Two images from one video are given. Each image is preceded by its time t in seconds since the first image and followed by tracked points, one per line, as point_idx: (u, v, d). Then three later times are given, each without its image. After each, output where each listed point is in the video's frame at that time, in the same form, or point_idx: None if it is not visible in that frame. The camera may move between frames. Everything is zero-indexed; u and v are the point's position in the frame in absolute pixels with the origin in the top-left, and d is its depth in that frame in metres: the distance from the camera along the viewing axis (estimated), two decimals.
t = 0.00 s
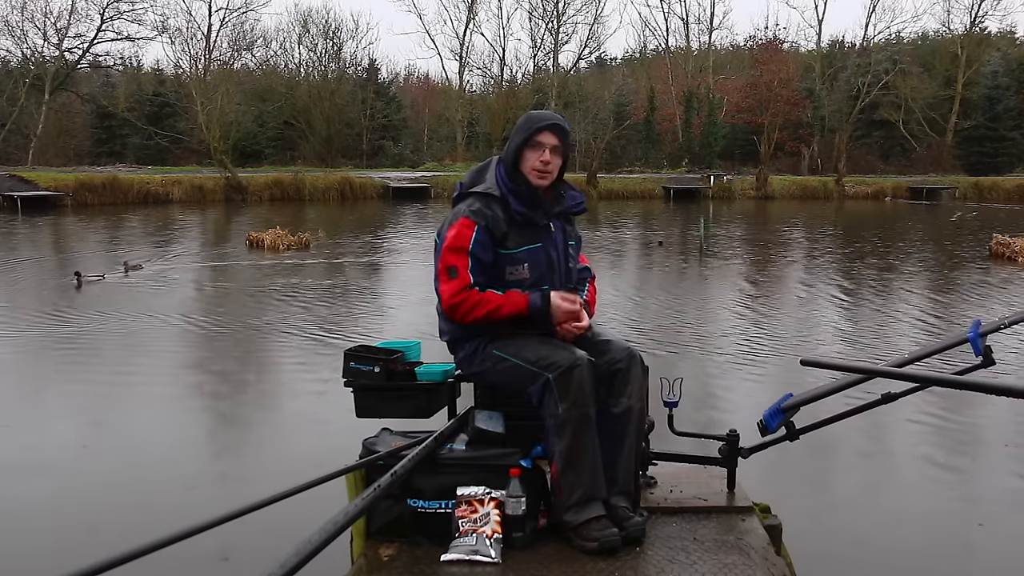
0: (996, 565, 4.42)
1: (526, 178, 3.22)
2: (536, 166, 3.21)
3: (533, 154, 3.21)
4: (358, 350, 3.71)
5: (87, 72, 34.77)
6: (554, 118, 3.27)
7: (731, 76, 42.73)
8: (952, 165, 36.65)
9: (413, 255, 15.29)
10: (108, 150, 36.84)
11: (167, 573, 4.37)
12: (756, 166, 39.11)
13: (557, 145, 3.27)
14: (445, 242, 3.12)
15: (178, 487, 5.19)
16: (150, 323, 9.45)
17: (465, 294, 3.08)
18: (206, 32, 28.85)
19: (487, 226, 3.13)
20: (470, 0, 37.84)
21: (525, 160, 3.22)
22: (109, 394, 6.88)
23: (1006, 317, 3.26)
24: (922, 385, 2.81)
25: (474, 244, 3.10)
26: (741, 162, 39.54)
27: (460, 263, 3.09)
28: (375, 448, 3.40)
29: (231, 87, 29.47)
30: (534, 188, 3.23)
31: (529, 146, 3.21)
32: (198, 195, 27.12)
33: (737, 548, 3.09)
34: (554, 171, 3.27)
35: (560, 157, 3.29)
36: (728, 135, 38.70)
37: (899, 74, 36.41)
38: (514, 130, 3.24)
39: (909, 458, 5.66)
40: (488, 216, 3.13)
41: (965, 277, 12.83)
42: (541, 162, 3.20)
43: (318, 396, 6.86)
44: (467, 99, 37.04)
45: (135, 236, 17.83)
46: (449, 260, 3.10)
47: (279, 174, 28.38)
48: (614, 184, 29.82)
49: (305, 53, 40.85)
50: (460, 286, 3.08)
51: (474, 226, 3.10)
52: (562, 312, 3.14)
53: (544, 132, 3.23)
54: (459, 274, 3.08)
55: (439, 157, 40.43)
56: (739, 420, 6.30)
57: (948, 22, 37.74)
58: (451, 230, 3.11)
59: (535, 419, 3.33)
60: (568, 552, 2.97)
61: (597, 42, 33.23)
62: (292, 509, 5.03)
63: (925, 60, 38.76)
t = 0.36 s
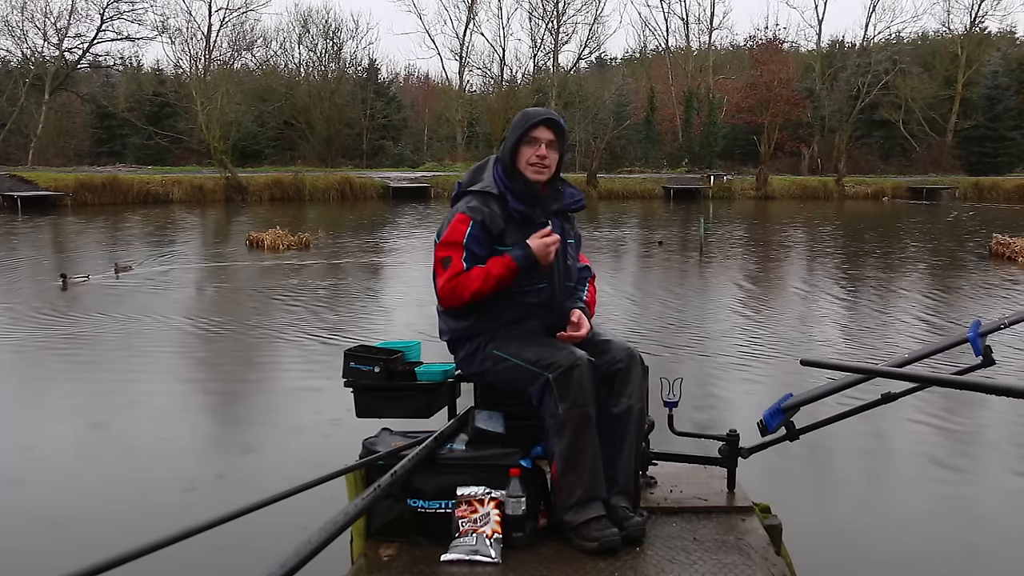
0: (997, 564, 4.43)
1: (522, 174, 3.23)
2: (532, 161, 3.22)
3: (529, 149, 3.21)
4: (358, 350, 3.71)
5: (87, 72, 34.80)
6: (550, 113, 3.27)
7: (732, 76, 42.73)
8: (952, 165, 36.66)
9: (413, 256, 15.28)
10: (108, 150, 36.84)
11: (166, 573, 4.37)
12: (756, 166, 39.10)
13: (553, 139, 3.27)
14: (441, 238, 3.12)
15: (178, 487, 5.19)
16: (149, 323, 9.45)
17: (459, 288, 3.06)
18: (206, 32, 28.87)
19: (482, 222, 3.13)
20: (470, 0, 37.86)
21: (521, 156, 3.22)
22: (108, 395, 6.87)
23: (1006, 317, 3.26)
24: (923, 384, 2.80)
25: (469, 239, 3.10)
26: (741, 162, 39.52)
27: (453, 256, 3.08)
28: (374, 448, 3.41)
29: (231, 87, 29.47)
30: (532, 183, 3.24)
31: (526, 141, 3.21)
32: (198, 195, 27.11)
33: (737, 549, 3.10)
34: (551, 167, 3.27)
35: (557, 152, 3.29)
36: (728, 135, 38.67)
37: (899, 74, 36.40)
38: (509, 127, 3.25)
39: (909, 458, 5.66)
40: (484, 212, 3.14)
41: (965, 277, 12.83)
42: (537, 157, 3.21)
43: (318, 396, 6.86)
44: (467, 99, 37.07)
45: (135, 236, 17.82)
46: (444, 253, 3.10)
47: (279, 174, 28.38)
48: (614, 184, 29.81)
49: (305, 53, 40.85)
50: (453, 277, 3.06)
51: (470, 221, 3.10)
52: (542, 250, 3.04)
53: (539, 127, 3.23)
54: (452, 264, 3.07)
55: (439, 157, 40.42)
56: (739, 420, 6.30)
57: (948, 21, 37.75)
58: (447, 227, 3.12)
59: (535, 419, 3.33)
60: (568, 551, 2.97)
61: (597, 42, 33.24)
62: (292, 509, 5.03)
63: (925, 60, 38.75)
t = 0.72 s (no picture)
0: (998, 564, 4.43)
1: (520, 172, 3.23)
2: (531, 158, 3.20)
3: (527, 147, 3.19)
4: (358, 350, 3.71)
5: (87, 72, 34.82)
6: (548, 111, 3.26)
7: (732, 76, 42.74)
8: (952, 165, 36.66)
9: (413, 256, 15.28)
10: (108, 150, 36.84)
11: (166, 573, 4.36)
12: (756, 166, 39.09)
13: (553, 137, 3.25)
14: (441, 238, 3.15)
15: (178, 487, 5.19)
16: (148, 324, 9.45)
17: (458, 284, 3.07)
18: (206, 32, 28.89)
19: (482, 219, 3.14)
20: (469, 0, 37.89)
21: (519, 154, 3.21)
22: (108, 394, 6.87)
23: (1006, 317, 3.26)
24: (923, 385, 2.80)
25: (469, 237, 3.10)
26: (741, 162, 39.46)
27: (452, 253, 3.09)
28: (375, 448, 3.40)
29: (231, 87, 29.47)
30: (531, 181, 3.24)
31: (526, 139, 3.20)
32: (198, 195, 27.10)
33: (737, 548, 3.10)
34: (550, 164, 3.26)
35: (556, 149, 3.26)
36: (728, 135, 38.65)
37: (899, 74, 36.40)
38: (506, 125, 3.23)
39: (910, 457, 5.66)
40: (483, 210, 3.15)
41: (965, 277, 12.83)
42: (536, 154, 3.20)
43: (318, 396, 6.86)
44: (467, 99, 37.09)
45: (135, 236, 17.82)
46: (443, 252, 3.12)
47: (279, 174, 28.38)
48: (614, 184, 29.81)
49: (305, 53, 40.85)
50: (452, 273, 3.07)
51: (468, 219, 3.12)
52: (536, 238, 3.00)
53: (538, 124, 3.21)
54: (450, 261, 3.08)
55: (439, 157, 40.42)
56: (739, 420, 6.30)
57: (948, 21, 37.76)
58: (447, 226, 3.15)
59: (535, 419, 3.33)
60: (568, 552, 2.97)
61: (597, 42, 33.25)
62: (292, 509, 5.03)
63: (925, 60, 38.75)
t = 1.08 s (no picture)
0: (998, 564, 4.44)
1: (525, 178, 3.23)
2: (539, 164, 3.20)
3: (535, 154, 3.19)
4: (358, 350, 3.71)
5: (87, 73, 34.85)
6: (550, 113, 3.23)
7: (732, 76, 42.74)
8: (951, 165, 36.67)
9: (413, 256, 15.28)
10: (108, 150, 36.85)
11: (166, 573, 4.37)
12: (756, 166, 39.10)
13: (556, 139, 3.23)
14: (445, 245, 3.14)
15: (179, 487, 5.19)
16: (148, 324, 9.44)
17: (462, 292, 3.08)
18: (206, 32, 28.90)
19: (484, 226, 3.13)
20: (469, 1, 37.98)
21: (522, 158, 3.21)
22: (110, 395, 6.88)
23: (1006, 317, 3.26)
24: (923, 384, 2.80)
25: (473, 245, 3.11)
26: (741, 162, 39.44)
27: (458, 264, 3.10)
28: (375, 448, 3.40)
29: (231, 87, 29.47)
30: (534, 186, 3.24)
31: (530, 145, 3.18)
32: (198, 195, 27.10)
33: (737, 549, 3.09)
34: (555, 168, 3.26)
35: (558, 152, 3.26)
36: (728, 135, 38.63)
37: (899, 74, 36.41)
38: (508, 130, 3.21)
39: (910, 457, 5.66)
40: (486, 217, 3.13)
41: (964, 277, 12.83)
42: (544, 161, 3.20)
43: (318, 396, 6.85)
44: (467, 99, 37.10)
45: (135, 236, 17.82)
46: (448, 262, 3.12)
47: (280, 174, 28.39)
48: (614, 184, 29.82)
49: (305, 53, 40.85)
50: (459, 285, 3.08)
51: (472, 227, 3.12)
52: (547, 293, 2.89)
53: (543, 129, 3.20)
54: (457, 274, 3.09)
55: (439, 157, 40.45)
56: (739, 420, 6.31)
57: (948, 21, 37.77)
58: (450, 233, 3.14)
59: (535, 419, 3.33)
60: (568, 551, 2.97)
61: (597, 42, 33.22)
62: (293, 509, 5.03)
63: (925, 60, 38.74)
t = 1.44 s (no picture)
0: (996, 564, 4.44)
1: (517, 177, 3.24)
2: (522, 163, 3.22)
3: (517, 152, 3.22)
4: (358, 350, 3.70)
5: (87, 73, 34.85)
6: (531, 112, 3.28)
7: (732, 76, 42.76)
8: (951, 165, 36.66)
9: (414, 256, 15.28)
10: (108, 150, 36.85)
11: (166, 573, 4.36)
12: (756, 166, 39.10)
13: (540, 137, 3.27)
14: (444, 247, 3.14)
15: (179, 487, 5.20)
16: (147, 324, 9.43)
17: (462, 295, 3.09)
18: (206, 32, 28.89)
19: (484, 227, 3.12)
20: (469, 1, 38.00)
21: (511, 159, 3.24)
22: (109, 395, 6.88)
23: (1006, 317, 3.26)
24: (923, 385, 2.80)
25: (472, 246, 3.11)
26: (741, 162, 39.42)
27: (457, 267, 3.10)
28: (374, 448, 3.40)
29: (231, 87, 29.47)
30: (528, 185, 3.24)
31: (512, 143, 3.23)
32: (198, 195, 27.10)
33: (737, 549, 3.09)
34: (543, 166, 3.27)
35: (545, 150, 3.29)
36: (728, 135, 38.63)
37: (899, 74, 36.41)
38: (494, 131, 3.27)
39: (910, 458, 5.66)
40: (484, 217, 3.12)
41: (964, 277, 12.84)
42: (526, 158, 3.22)
43: (318, 397, 6.84)
44: (467, 99, 37.11)
45: (135, 236, 17.81)
46: (449, 264, 3.11)
47: (280, 174, 28.39)
48: (614, 184, 29.82)
49: (305, 53, 40.84)
50: (458, 288, 3.09)
51: (470, 228, 3.11)
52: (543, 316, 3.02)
53: (523, 128, 3.25)
54: (456, 276, 3.09)
55: (439, 157, 40.47)
56: (739, 420, 6.30)
57: (948, 21, 37.76)
58: (449, 235, 3.14)
59: (535, 419, 3.33)
60: (568, 551, 2.97)
61: (597, 42, 33.20)
62: (293, 509, 5.04)
63: (925, 60, 38.72)
